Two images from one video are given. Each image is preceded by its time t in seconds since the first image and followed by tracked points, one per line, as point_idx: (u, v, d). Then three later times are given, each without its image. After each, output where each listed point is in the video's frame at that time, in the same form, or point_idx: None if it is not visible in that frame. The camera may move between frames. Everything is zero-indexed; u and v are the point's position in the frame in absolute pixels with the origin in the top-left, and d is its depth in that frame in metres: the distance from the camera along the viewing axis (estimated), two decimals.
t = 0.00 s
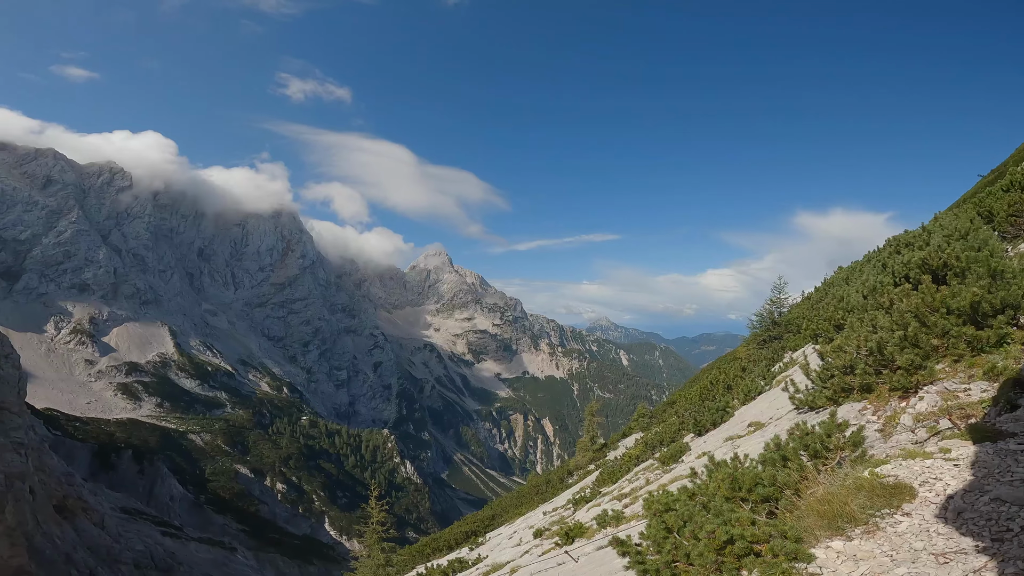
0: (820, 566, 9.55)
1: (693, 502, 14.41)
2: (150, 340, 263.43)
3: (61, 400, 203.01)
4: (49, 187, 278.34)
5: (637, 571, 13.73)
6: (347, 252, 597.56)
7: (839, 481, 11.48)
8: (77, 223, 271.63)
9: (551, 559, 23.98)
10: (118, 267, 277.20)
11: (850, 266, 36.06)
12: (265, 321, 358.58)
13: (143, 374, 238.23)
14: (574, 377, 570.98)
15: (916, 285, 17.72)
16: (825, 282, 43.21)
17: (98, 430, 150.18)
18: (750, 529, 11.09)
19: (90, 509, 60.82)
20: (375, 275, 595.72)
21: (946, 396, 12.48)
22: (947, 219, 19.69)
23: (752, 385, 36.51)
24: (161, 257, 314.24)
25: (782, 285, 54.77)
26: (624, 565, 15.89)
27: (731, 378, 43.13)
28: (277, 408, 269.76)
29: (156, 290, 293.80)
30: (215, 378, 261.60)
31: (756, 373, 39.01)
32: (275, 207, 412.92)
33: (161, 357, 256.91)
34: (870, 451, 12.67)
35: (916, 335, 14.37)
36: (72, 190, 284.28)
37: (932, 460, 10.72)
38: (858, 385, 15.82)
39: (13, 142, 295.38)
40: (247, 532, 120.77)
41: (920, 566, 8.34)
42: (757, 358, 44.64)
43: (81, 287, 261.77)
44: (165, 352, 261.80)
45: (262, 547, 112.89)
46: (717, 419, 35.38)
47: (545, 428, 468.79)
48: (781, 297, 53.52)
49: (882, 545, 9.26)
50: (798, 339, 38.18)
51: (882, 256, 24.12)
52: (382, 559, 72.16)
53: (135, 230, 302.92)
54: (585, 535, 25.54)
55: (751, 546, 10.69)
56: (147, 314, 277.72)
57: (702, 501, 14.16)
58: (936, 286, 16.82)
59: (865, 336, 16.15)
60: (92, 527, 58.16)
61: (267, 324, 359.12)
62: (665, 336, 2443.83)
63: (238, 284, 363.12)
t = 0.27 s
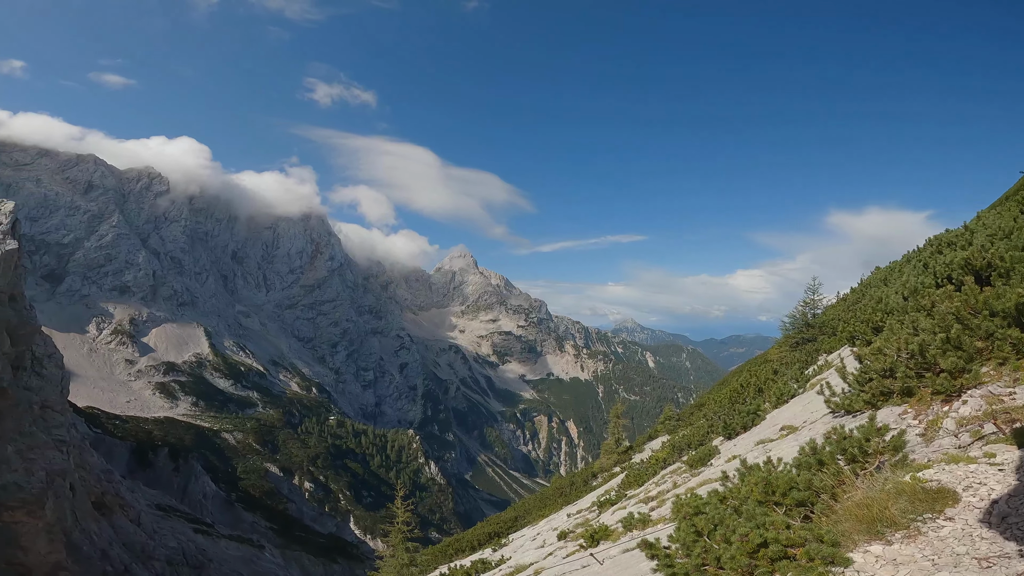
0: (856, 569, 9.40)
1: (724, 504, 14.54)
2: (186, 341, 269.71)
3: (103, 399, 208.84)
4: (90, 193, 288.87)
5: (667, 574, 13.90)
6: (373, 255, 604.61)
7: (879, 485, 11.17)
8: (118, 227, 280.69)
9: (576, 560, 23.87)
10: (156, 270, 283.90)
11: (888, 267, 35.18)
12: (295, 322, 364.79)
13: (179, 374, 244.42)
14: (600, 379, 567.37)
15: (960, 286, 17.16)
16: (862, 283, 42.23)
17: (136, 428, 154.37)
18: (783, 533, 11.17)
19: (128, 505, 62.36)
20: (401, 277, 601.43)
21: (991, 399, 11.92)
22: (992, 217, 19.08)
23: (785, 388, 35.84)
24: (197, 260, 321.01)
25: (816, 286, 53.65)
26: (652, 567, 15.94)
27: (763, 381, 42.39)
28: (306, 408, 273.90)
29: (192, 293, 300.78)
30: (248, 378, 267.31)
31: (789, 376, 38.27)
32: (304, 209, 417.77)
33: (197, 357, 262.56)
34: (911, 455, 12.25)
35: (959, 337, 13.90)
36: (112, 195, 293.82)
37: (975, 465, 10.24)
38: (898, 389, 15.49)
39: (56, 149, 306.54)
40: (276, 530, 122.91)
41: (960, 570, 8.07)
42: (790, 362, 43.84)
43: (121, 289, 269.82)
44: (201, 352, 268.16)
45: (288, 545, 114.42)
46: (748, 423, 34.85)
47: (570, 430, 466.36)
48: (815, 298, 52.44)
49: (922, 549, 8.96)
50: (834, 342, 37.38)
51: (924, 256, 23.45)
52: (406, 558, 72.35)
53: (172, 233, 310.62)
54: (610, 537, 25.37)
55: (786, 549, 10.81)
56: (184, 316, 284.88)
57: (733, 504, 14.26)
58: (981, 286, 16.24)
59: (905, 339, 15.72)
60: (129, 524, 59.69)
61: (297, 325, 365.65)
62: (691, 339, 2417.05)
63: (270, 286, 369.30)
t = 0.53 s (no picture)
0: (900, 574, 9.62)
1: (761, 511, 15.02)
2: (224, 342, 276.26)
3: (145, 396, 215.14)
4: (134, 198, 299.47)
5: None
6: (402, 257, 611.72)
7: (924, 490, 11.35)
8: (160, 232, 290.11)
9: (603, 564, 23.90)
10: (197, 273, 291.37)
11: (933, 268, 34.31)
12: (327, 323, 370.97)
13: (218, 373, 250.69)
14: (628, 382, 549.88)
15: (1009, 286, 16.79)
16: (905, 285, 41.22)
17: (177, 426, 158.99)
18: (821, 537, 11.64)
19: (166, 502, 64.69)
20: (430, 279, 607.25)
21: None
22: None
23: (822, 392, 35.22)
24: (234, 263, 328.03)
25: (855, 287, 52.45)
26: (682, 570, 16.02)
27: (799, 385, 41.74)
28: (337, 408, 278.19)
29: (230, 295, 307.94)
30: (282, 378, 272.95)
31: (827, 379, 37.62)
32: (336, 212, 424.28)
33: (234, 357, 268.22)
34: (959, 461, 12.18)
35: (1012, 340, 13.68)
36: (155, 200, 303.75)
37: None
38: (944, 392, 15.27)
39: (101, 156, 318.24)
40: (305, 528, 124.99)
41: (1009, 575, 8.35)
42: (828, 365, 43.03)
43: (164, 292, 279.15)
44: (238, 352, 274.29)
45: (317, 543, 116.34)
46: (783, 427, 34.35)
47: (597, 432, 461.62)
48: (854, 300, 51.28)
49: (970, 553, 9.08)
50: (874, 344, 36.64)
51: (970, 257, 22.96)
52: (432, 558, 72.74)
53: (211, 237, 318.81)
54: (637, 541, 25.28)
55: (824, 554, 11.19)
56: (223, 317, 291.81)
57: (769, 509, 14.70)
58: None
59: (953, 342, 15.51)
60: (167, 521, 61.96)
61: (329, 327, 372.17)
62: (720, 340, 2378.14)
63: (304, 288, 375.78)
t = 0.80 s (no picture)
0: None
1: (798, 513, 14.82)
2: (262, 342, 282.25)
3: (190, 395, 222.50)
4: (178, 203, 309.82)
5: None
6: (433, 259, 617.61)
7: (973, 495, 11.13)
8: (203, 236, 298.64)
9: (632, 567, 23.86)
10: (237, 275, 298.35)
11: (985, 269, 33.33)
12: (360, 324, 376.98)
13: (257, 373, 256.73)
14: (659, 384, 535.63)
15: None
16: (954, 285, 40.08)
17: (218, 424, 163.51)
18: (867, 542, 11.41)
19: (207, 499, 67.09)
20: (460, 281, 611.63)
21: None
22: None
23: (866, 395, 34.44)
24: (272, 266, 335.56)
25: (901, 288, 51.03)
26: (716, 572, 16.18)
27: (841, 387, 40.92)
28: (369, 408, 282.09)
29: (268, 297, 314.74)
30: (316, 378, 278.11)
31: (871, 383, 36.80)
32: (368, 215, 430.41)
33: (272, 357, 273.80)
34: (1010, 465, 12.05)
35: None
36: (198, 205, 313.59)
37: None
38: (997, 395, 15.45)
39: (146, 163, 330.36)
40: (336, 526, 126.92)
41: None
42: (873, 368, 42.07)
43: (207, 294, 286.52)
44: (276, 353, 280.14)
45: (347, 541, 118.08)
46: (824, 431, 33.68)
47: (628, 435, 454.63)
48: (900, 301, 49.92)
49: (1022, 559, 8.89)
50: (921, 347, 35.74)
51: None
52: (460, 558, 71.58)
53: (251, 241, 326.98)
54: (668, 545, 25.31)
55: (869, 559, 11.00)
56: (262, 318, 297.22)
57: (807, 513, 14.51)
58: None
59: (1006, 343, 15.44)
60: (206, 517, 64.23)
61: (362, 328, 377.65)
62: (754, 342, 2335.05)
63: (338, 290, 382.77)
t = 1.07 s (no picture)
0: None
1: (844, 519, 14.81)
2: (301, 343, 287.25)
3: (234, 395, 229.59)
4: (221, 208, 319.90)
5: None
6: (465, 261, 622.52)
7: None
8: (245, 239, 306.65)
9: (664, 569, 23.85)
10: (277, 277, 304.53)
11: None
12: (394, 326, 381.79)
13: (295, 373, 262.59)
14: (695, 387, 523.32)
15: None
16: (1012, 286, 38.44)
17: (258, 423, 167.67)
18: (914, 548, 11.30)
19: (246, 496, 69.32)
20: (491, 282, 614.79)
21: None
22: None
23: (917, 399, 33.20)
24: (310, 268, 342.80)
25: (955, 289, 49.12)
26: None
27: (889, 390, 39.66)
28: (402, 408, 285.40)
29: (307, 299, 320.65)
30: (351, 378, 282.79)
31: (922, 386, 35.54)
32: (400, 217, 435.77)
33: (310, 358, 278.60)
34: None
35: None
36: (239, 209, 322.97)
37: None
38: None
39: (190, 169, 342.05)
40: (367, 525, 128.57)
41: None
42: (923, 371, 40.65)
43: (249, 296, 293.43)
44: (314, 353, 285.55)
45: (378, 540, 119.44)
46: (869, 434, 32.67)
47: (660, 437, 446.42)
48: (954, 302, 48.03)
49: None
50: (976, 349, 34.34)
51: None
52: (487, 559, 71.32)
53: (289, 244, 334.64)
54: (701, 548, 25.15)
55: (916, 564, 10.84)
56: (300, 320, 303.00)
57: (853, 519, 14.46)
58: None
59: None
60: (246, 514, 66.49)
61: (395, 329, 382.47)
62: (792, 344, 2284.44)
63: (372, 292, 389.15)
